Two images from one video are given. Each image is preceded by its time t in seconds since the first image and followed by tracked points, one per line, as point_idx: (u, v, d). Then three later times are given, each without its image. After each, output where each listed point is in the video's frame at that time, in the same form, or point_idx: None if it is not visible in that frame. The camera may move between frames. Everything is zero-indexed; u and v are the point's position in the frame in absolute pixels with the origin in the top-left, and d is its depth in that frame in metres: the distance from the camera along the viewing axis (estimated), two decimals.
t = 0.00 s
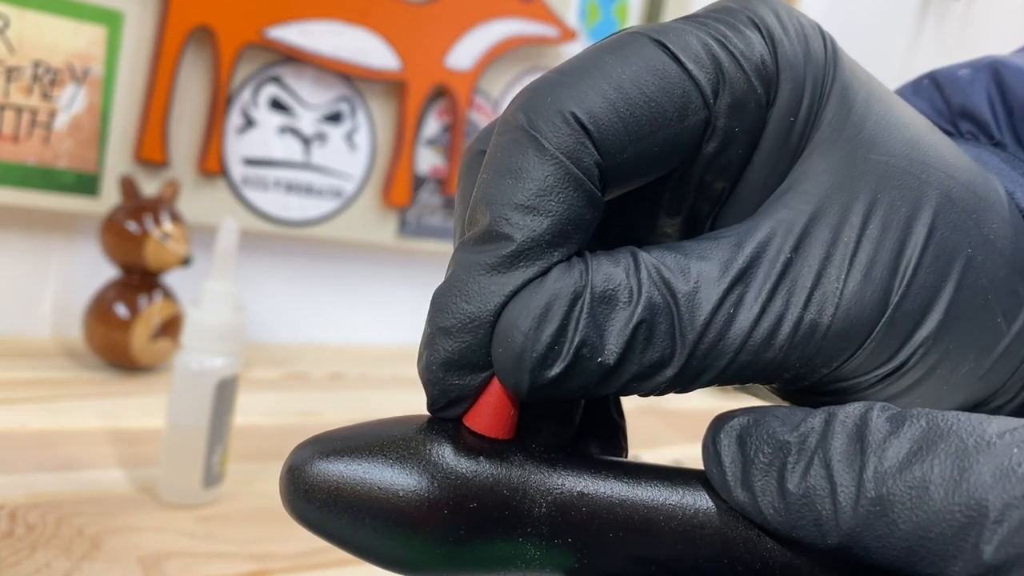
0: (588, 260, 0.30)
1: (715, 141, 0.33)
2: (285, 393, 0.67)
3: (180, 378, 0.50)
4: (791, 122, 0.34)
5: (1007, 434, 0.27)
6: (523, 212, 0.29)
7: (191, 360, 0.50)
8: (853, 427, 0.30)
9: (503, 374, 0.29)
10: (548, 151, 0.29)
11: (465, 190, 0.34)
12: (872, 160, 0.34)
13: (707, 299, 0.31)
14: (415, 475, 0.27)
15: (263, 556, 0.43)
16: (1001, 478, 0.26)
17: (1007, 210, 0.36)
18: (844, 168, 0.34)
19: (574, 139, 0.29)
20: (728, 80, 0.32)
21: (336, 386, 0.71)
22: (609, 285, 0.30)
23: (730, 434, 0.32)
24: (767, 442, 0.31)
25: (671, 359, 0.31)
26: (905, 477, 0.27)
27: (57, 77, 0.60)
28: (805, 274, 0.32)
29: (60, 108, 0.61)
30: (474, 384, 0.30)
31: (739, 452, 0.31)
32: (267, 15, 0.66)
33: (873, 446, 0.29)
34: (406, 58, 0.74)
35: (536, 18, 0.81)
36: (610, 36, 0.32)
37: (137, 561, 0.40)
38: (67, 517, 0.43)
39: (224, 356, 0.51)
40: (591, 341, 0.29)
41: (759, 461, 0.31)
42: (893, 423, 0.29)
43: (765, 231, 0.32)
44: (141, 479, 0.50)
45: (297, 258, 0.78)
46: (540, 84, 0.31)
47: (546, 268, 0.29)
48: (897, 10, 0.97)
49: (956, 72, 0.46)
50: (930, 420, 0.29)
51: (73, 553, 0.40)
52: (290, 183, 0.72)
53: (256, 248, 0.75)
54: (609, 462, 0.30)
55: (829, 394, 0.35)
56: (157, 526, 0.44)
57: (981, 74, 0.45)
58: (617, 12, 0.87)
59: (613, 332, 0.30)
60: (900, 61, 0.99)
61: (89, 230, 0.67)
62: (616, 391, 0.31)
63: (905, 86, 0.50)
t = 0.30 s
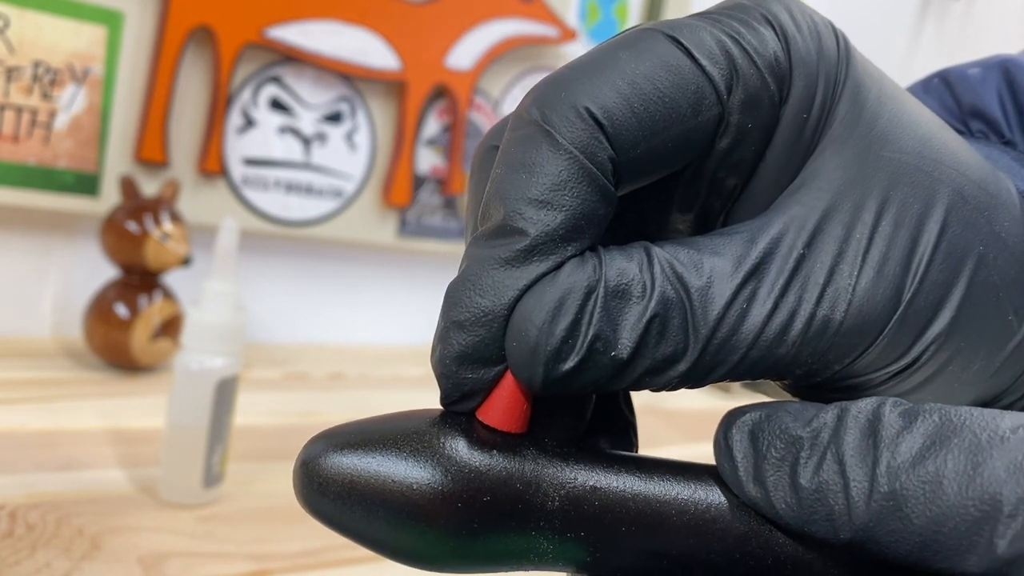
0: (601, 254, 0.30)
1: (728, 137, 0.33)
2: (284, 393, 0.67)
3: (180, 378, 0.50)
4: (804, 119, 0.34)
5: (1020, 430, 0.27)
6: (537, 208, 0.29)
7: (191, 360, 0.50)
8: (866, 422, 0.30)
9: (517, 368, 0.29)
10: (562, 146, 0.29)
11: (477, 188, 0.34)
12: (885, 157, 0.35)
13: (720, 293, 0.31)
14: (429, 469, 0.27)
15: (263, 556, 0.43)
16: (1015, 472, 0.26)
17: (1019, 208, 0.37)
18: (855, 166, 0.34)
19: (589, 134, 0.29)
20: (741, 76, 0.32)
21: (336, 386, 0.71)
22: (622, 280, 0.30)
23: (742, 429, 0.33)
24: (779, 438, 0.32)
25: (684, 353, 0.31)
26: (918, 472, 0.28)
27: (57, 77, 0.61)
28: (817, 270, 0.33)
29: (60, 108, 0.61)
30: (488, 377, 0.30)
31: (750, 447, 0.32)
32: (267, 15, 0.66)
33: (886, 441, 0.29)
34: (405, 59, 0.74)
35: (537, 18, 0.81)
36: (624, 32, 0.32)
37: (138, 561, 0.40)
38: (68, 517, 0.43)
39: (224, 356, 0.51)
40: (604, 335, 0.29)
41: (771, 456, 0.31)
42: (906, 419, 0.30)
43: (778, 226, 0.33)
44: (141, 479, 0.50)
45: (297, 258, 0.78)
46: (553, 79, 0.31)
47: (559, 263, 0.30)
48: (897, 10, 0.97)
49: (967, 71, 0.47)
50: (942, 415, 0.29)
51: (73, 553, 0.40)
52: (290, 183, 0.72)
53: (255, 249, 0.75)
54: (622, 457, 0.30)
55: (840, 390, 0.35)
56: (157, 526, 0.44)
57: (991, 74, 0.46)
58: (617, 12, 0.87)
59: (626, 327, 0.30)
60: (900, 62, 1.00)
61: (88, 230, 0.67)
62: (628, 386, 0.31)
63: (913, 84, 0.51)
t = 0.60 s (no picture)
0: (615, 248, 0.31)
1: (742, 131, 0.33)
2: (283, 393, 0.67)
3: (180, 378, 0.50)
4: (818, 113, 0.35)
5: None
6: (551, 200, 0.29)
7: (191, 360, 0.50)
8: (878, 418, 0.31)
9: (532, 360, 0.29)
10: (576, 139, 0.29)
11: (491, 181, 0.35)
12: (897, 152, 0.35)
13: (734, 286, 0.32)
14: (442, 458, 0.27)
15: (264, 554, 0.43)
16: None
17: None
18: (870, 159, 0.35)
19: (603, 127, 0.30)
20: (755, 71, 0.32)
21: (336, 386, 0.71)
22: (636, 272, 0.30)
23: (753, 426, 0.33)
24: (790, 434, 0.32)
25: (697, 347, 0.31)
26: (930, 468, 0.28)
27: (57, 77, 0.61)
28: (831, 264, 0.33)
29: (60, 108, 0.61)
30: (501, 369, 0.30)
31: (762, 443, 0.32)
32: (267, 15, 0.67)
33: (898, 437, 0.29)
34: (405, 59, 0.74)
35: (536, 18, 0.81)
36: (638, 28, 0.33)
37: (138, 561, 0.40)
38: (68, 517, 0.43)
39: (224, 356, 0.51)
40: (618, 328, 0.30)
41: (783, 452, 0.31)
42: (918, 416, 0.30)
43: (792, 220, 0.33)
44: (141, 479, 0.49)
45: (296, 258, 0.77)
46: (567, 74, 0.31)
47: (574, 255, 0.30)
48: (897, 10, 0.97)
49: (978, 69, 0.50)
50: (954, 412, 0.29)
51: (73, 553, 0.39)
52: (290, 183, 0.72)
53: (255, 249, 0.75)
54: (633, 450, 0.31)
55: (852, 384, 0.36)
56: (156, 526, 0.44)
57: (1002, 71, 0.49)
58: (617, 12, 0.87)
59: (640, 319, 0.30)
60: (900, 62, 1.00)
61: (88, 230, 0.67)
62: (642, 379, 0.32)
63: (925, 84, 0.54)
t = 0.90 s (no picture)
0: (632, 236, 0.32)
1: (763, 125, 0.35)
2: (283, 393, 0.67)
3: (181, 379, 0.49)
4: (837, 109, 0.37)
5: None
6: (570, 185, 0.31)
7: (191, 360, 0.49)
8: (884, 418, 0.31)
9: (546, 342, 0.30)
10: (597, 129, 0.31)
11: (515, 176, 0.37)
12: (916, 149, 0.36)
13: (752, 276, 0.33)
14: (455, 436, 0.28)
15: (265, 555, 0.42)
16: None
17: None
18: (889, 155, 0.36)
19: (622, 117, 0.32)
20: (775, 65, 0.35)
21: (336, 386, 0.70)
22: (652, 259, 0.31)
23: (761, 424, 0.34)
24: (797, 432, 0.33)
25: (711, 336, 0.32)
26: (935, 467, 0.28)
27: (57, 77, 0.61)
28: (847, 259, 0.34)
29: (60, 108, 0.61)
30: (515, 350, 0.31)
31: (769, 441, 0.33)
32: (267, 15, 0.67)
33: (903, 436, 0.30)
34: (405, 59, 0.74)
35: (537, 18, 0.81)
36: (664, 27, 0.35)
37: (138, 561, 0.40)
38: (68, 516, 0.42)
39: (224, 356, 0.50)
40: (632, 312, 0.31)
41: (789, 450, 0.32)
42: (923, 416, 0.30)
43: (812, 214, 0.34)
44: (141, 479, 0.49)
45: (296, 259, 0.77)
46: (593, 70, 0.33)
47: (591, 239, 0.31)
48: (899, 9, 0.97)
49: (991, 78, 0.53)
50: (959, 412, 0.30)
51: (73, 553, 0.39)
52: (290, 183, 0.72)
53: (256, 249, 0.75)
54: (642, 440, 0.31)
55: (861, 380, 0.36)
56: (155, 526, 0.44)
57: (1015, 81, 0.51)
58: (617, 12, 0.87)
59: (655, 306, 0.31)
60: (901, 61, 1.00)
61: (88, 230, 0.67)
62: (655, 366, 0.33)
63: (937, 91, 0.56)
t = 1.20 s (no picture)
0: (643, 248, 0.33)
1: (763, 136, 0.36)
2: (284, 393, 0.67)
3: (181, 379, 0.49)
4: (834, 119, 0.38)
5: None
6: (575, 197, 0.33)
7: (192, 361, 0.49)
8: (882, 409, 0.32)
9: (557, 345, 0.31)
10: (603, 145, 0.33)
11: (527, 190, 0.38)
12: (912, 159, 0.37)
13: (765, 281, 0.33)
14: (470, 421, 0.28)
15: (265, 554, 0.43)
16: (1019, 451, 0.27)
17: None
18: (892, 164, 0.37)
19: (626, 136, 0.33)
20: (773, 79, 0.36)
21: (336, 386, 0.71)
22: (662, 270, 0.32)
23: (764, 416, 0.35)
24: (798, 424, 0.33)
25: (722, 341, 0.33)
26: (928, 452, 0.29)
27: (58, 77, 0.61)
28: (850, 266, 0.35)
29: (61, 108, 0.61)
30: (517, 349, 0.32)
31: (771, 432, 0.34)
32: (267, 15, 0.67)
33: (899, 424, 0.30)
34: (405, 59, 0.74)
35: (537, 18, 0.81)
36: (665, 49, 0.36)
37: (138, 561, 0.40)
38: (68, 517, 0.42)
39: (224, 356, 0.50)
40: (643, 321, 0.32)
41: (791, 440, 0.33)
42: (919, 406, 0.31)
43: (817, 222, 0.35)
44: (141, 479, 0.49)
45: (296, 260, 0.77)
46: (601, 93, 0.35)
47: (595, 248, 0.33)
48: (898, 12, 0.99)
49: (987, 94, 0.53)
50: (952, 402, 0.30)
51: (73, 553, 0.39)
52: (290, 183, 0.72)
53: (256, 248, 0.75)
54: (650, 431, 0.31)
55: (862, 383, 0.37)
56: (155, 526, 0.44)
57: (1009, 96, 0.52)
58: (617, 12, 0.87)
59: (665, 314, 0.32)
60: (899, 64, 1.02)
61: (88, 231, 0.67)
62: (666, 372, 0.34)
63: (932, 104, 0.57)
